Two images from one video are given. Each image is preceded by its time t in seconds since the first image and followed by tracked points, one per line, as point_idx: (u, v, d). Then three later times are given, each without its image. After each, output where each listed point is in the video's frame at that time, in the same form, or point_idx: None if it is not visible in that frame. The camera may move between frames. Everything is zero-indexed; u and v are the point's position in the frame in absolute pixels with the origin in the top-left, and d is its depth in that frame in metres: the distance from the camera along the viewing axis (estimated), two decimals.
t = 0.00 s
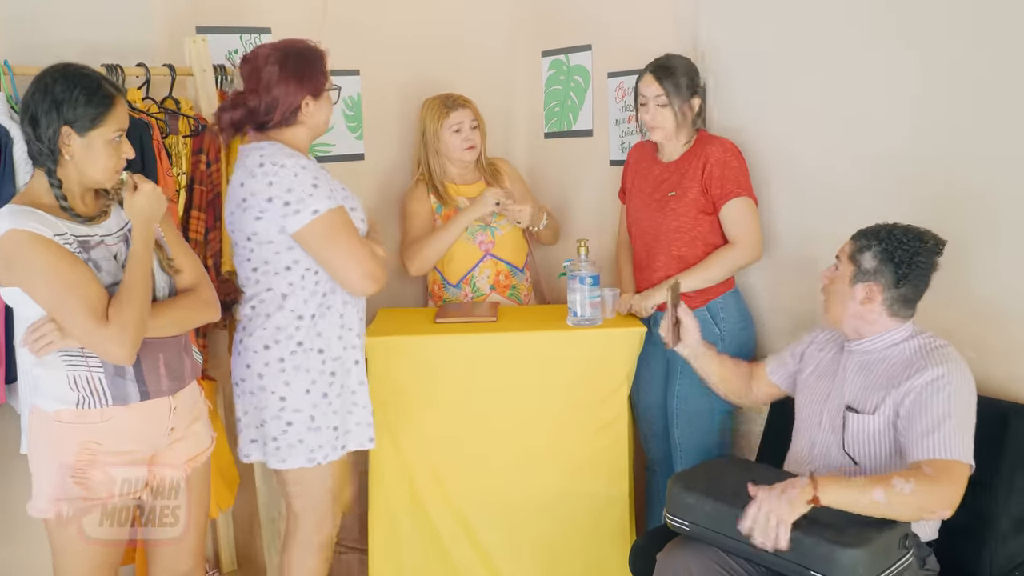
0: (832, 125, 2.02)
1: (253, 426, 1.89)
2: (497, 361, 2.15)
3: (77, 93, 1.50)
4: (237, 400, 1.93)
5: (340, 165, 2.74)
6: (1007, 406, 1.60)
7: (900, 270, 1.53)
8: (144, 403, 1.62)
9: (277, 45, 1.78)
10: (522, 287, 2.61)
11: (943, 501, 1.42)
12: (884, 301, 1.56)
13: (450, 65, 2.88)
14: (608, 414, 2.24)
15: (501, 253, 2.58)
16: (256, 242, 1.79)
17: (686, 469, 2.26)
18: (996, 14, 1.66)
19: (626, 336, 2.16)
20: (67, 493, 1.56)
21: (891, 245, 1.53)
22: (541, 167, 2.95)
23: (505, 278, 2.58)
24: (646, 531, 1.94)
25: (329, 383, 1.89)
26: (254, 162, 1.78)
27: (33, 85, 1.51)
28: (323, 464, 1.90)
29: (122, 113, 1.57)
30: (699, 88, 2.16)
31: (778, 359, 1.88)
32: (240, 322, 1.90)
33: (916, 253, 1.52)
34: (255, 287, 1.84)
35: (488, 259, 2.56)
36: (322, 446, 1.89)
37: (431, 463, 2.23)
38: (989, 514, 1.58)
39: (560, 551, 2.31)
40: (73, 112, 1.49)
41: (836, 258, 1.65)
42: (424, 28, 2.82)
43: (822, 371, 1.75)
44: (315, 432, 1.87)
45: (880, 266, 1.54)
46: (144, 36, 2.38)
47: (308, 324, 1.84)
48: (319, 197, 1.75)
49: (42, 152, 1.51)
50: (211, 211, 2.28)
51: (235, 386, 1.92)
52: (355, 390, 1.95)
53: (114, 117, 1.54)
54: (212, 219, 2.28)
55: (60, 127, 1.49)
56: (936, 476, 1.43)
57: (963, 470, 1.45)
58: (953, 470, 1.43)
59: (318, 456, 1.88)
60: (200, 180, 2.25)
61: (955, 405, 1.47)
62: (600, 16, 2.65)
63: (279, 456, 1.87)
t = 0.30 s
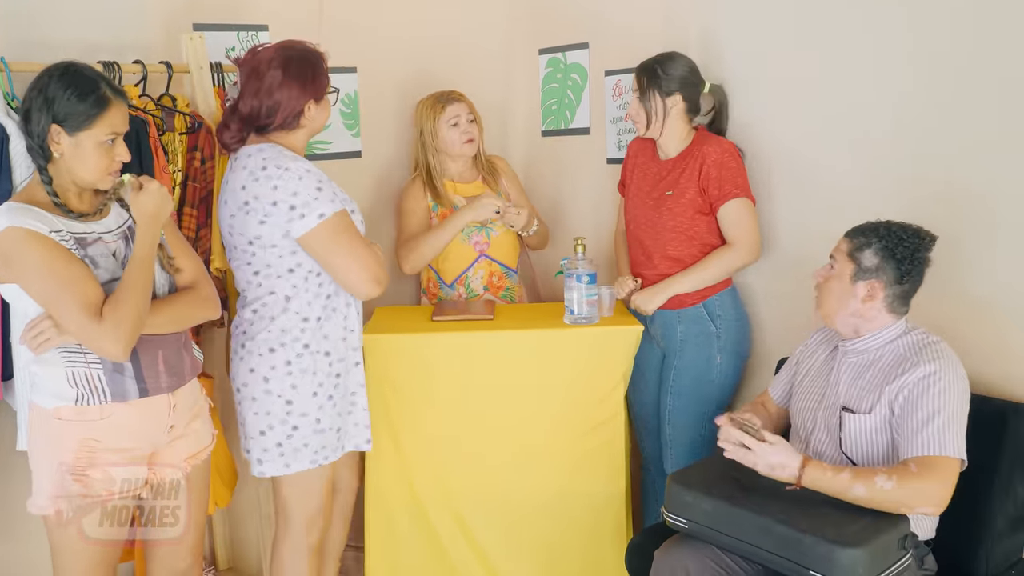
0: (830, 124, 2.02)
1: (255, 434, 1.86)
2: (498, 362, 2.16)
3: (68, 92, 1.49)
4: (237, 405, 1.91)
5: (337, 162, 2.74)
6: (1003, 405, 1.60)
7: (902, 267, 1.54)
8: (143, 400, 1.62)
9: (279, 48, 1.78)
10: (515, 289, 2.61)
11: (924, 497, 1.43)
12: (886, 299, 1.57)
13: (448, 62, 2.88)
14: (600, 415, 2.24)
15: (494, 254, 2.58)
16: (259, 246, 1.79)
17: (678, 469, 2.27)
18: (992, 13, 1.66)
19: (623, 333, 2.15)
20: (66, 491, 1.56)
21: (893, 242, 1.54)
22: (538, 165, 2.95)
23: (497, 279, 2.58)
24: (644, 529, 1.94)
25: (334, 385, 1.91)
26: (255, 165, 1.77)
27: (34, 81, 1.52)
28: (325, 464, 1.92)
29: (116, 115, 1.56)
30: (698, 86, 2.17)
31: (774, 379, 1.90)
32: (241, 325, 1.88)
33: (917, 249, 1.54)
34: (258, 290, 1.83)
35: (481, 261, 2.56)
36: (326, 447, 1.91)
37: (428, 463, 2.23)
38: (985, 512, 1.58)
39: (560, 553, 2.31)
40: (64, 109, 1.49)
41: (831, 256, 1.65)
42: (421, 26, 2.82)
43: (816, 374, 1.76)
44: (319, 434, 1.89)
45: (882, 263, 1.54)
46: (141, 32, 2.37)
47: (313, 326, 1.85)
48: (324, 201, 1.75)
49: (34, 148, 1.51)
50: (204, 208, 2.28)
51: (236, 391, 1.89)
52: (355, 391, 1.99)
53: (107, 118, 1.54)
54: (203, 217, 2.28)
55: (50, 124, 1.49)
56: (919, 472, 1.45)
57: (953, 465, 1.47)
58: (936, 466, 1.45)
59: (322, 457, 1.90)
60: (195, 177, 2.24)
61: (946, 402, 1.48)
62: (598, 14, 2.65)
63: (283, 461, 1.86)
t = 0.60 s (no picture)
0: (828, 124, 2.02)
1: (254, 427, 1.88)
2: (497, 360, 2.16)
3: (69, 92, 1.49)
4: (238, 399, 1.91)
5: (334, 161, 2.74)
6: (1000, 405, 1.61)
7: (875, 261, 1.54)
8: (137, 399, 1.61)
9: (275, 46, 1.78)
10: (515, 290, 2.62)
11: (941, 501, 1.41)
12: (865, 294, 1.57)
13: (445, 61, 2.88)
14: (597, 414, 2.25)
15: (495, 254, 2.58)
16: (260, 244, 1.79)
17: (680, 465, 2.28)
18: (990, 13, 1.67)
19: (619, 333, 2.15)
20: (60, 490, 1.55)
21: (865, 237, 1.55)
22: (535, 164, 2.95)
23: (498, 280, 2.58)
24: (641, 529, 1.95)
25: (335, 380, 1.90)
26: (255, 164, 1.77)
27: (33, 80, 1.52)
28: (327, 459, 1.92)
29: (115, 114, 1.56)
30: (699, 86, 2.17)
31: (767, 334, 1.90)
32: (242, 320, 1.88)
33: (891, 243, 1.53)
34: (259, 286, 1.83)
35: (483, 261, 2.56)
36: (327, 441, 1.91)
37: (426, 460, 2.23)
38: (982, 511, 1.59)
39: (559, 549, 2.31)
40: (64, 108, 1.49)
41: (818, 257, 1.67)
42: (418, 25, 2.82)
43: (809, 371, 1.76)
44: (320, 428, 1.89)
45: (857, 259, 1.56)
46: (138, 31, 2.37)
47: (313, 322, 1.85)
48: (323, 199, 1.75)
49: (34, 147, 1.51)
50: (202, 208, 2.27)
51: (237, 385, 1.90)
52: (359, 387, 1.95)
53: (106, 117, 1.54)
54: (203, 216, 2.27)
55: (49, 123, 1.49)
56: (932, 475, 1.43)
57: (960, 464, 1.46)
58: (948, 467, 1.44)
59: (324, 450, 1.90)
60: (193, 177, 2.23)
61: (945, 400, 1.48)
62: (595, 13, 2.65)
63: (284, 453, 1.87)
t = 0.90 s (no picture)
0: (826, 125, 2.02)
1: (249, 427, 1.88)
2: (497, 360, 2.15)
3: (69, 92, 1.49)
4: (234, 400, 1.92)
5: (331, 161, 2.73)
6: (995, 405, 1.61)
7: (861, 261, 1.54)
8: (128, 400, 1.61)
9: (268, 45, 1.83)
10: (515, 291, 2.61)
11: (935, 501, 1.42)
12: (859, 295, 1.57)
13: (443, 62, 2.88)
14: (592, 414, 2.24)
15: (494, 257, 2.57)
16: (249, 244, 1.80)
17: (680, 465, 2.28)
18: (989, 13, 1.67)
19: (618, 333, 2.15)
20: (50, 490, 1.55)
21: (847, 240, 1.56)
22: (532, 165, 2.95)
23: (498, 282, 2.58)
24: (637, 530, 1.94)
25: (328, 381, 1.90)
26: (245, 165, 1.78)
27: (32, 79, 1.51)
28: (322, 459, 1.92)
29: (115, 114, 1.56)
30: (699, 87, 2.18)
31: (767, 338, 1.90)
32: (237, 321, 1.89)
33: (873, 241, 1.54)
34: (250, 286, 1.84)
35: (483, 263, 2.56)
36: (322, 442, 1.91)
37: (423, 461, 2.23)
38: (978, 513, 1.59)
39: (556, 549, 2.31)
40: (63, 108, 1.48)
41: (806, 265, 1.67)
42: (416, 25, 2.82)
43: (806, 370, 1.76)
44: (314, 429, 1.88)
45: (843, 263, 1.56)
46: (135, 31, 2.37)
47: (305, 322, 1.85)
48: (310, 200, 1.75)
49: (33, 146, 1.51)
50: (201, 208, 2.26)
51: (232, 386, 1.90)
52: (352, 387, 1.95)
53: (105, 116, 1.53)
54: (202, 217, 2.27)
55: (49, 123, 1.49)
56: (925, 475, 1.44)
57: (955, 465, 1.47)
58: (942, 469, 1.44)
59: (318, 451, 1.90)
60: (191, 177, 2.23)
61: (942, 399, 1.48)
62: (592, 14, 2.65)
63: (279, 453, 1.87)
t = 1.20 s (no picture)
0: (825, 125, 2.03)
1: (236, 434, 1.87)
2: (498, 361, 2.15)
3: (67, 93, 1.48)
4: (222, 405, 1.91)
5: (329, 161, 2.73)
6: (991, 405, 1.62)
7: (893, 265, 1.55)
8: (123, 401, 1.61)
9: (265, 48, 1.84)
10: (508, 295, 2.62)
11: (938, 502, 1.42)
12: (883, 300, 1.57)
13: (440, 63, 2.88)
14: (592, 414, 2.24)
15: (489, 260, 2.57)
16: (238, 246, 1.80)
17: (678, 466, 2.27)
18: (989, 12, 1.67)
19: (614, 335, 2.15)
20: (43, 491, 1.54)
21: (881, 242, 1.55)
22: (529, 166, 2.95)
23: (492, 285, 2.58)
24: (634, 531, 1.94)
25: (316, 387, 1.90)
26: (236, 166, 1.78)
27: (32, 79, 1.51)
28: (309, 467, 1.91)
29: (112, 116, 1.55)
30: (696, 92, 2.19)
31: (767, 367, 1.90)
32: (226, 325, 1.89)
33: (905, 245, 1.55)
34: (240, 289, 1.84)
35: (476, 266, 2.56)
36: (309, 449, 1.90)
37: (421, 462, 2.23)
38: (976, 514, 1.59)
39: (554, 551, 2.31)
40: (61, 109, 1.48)
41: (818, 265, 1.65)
42: (413, 25, 2.81)
43: (814, 375, 1.76)
44: (301, 436, 1.88)
45: (873, 266, 1.55)
46: (132, 32, 2.36)
47: (294, 327, 1.85)
48: (300, 202, 1.75)
49: (30, 147, 1.51)
50: (196, 209, 2.27)
51: (220, 390, 1.90)
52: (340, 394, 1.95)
53: (103, 119, 1.53)
54: (197, 218, 2.27)
55: (46, 124, 1.49)
56: (929, 477, 1.44)
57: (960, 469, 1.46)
58: (945, 470, 1.44)
59: (305, 459, 1.89)
60: (187, 178, 2.23)
61: (950, 404, 1.48)
62: (590, 15, 2.65)
63: (265, 461, 1.86)
